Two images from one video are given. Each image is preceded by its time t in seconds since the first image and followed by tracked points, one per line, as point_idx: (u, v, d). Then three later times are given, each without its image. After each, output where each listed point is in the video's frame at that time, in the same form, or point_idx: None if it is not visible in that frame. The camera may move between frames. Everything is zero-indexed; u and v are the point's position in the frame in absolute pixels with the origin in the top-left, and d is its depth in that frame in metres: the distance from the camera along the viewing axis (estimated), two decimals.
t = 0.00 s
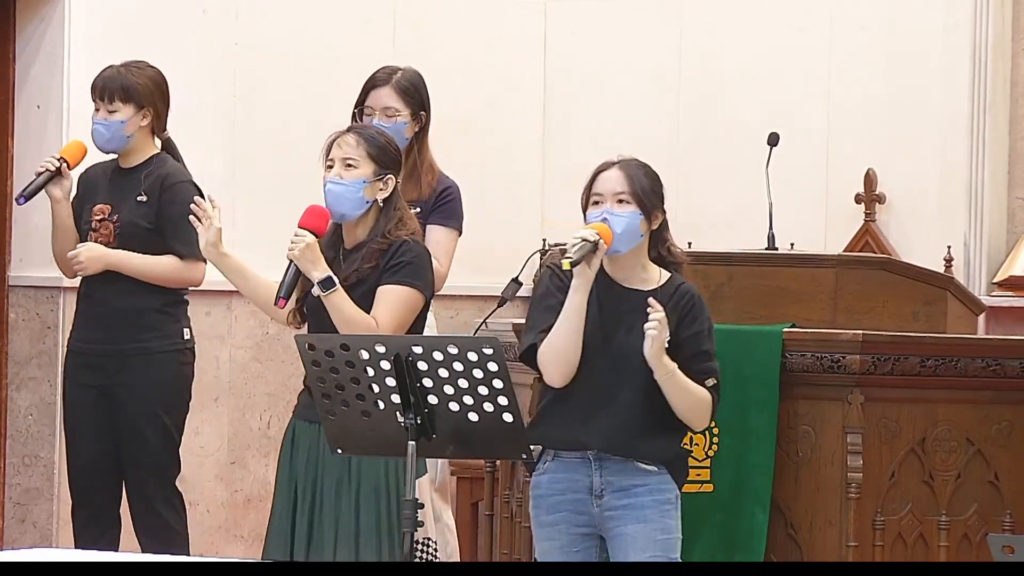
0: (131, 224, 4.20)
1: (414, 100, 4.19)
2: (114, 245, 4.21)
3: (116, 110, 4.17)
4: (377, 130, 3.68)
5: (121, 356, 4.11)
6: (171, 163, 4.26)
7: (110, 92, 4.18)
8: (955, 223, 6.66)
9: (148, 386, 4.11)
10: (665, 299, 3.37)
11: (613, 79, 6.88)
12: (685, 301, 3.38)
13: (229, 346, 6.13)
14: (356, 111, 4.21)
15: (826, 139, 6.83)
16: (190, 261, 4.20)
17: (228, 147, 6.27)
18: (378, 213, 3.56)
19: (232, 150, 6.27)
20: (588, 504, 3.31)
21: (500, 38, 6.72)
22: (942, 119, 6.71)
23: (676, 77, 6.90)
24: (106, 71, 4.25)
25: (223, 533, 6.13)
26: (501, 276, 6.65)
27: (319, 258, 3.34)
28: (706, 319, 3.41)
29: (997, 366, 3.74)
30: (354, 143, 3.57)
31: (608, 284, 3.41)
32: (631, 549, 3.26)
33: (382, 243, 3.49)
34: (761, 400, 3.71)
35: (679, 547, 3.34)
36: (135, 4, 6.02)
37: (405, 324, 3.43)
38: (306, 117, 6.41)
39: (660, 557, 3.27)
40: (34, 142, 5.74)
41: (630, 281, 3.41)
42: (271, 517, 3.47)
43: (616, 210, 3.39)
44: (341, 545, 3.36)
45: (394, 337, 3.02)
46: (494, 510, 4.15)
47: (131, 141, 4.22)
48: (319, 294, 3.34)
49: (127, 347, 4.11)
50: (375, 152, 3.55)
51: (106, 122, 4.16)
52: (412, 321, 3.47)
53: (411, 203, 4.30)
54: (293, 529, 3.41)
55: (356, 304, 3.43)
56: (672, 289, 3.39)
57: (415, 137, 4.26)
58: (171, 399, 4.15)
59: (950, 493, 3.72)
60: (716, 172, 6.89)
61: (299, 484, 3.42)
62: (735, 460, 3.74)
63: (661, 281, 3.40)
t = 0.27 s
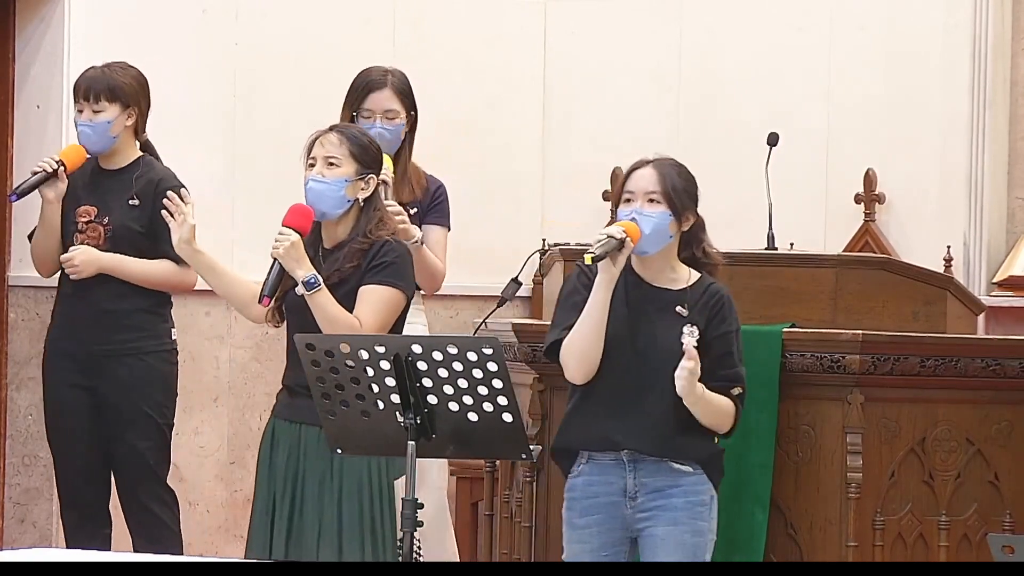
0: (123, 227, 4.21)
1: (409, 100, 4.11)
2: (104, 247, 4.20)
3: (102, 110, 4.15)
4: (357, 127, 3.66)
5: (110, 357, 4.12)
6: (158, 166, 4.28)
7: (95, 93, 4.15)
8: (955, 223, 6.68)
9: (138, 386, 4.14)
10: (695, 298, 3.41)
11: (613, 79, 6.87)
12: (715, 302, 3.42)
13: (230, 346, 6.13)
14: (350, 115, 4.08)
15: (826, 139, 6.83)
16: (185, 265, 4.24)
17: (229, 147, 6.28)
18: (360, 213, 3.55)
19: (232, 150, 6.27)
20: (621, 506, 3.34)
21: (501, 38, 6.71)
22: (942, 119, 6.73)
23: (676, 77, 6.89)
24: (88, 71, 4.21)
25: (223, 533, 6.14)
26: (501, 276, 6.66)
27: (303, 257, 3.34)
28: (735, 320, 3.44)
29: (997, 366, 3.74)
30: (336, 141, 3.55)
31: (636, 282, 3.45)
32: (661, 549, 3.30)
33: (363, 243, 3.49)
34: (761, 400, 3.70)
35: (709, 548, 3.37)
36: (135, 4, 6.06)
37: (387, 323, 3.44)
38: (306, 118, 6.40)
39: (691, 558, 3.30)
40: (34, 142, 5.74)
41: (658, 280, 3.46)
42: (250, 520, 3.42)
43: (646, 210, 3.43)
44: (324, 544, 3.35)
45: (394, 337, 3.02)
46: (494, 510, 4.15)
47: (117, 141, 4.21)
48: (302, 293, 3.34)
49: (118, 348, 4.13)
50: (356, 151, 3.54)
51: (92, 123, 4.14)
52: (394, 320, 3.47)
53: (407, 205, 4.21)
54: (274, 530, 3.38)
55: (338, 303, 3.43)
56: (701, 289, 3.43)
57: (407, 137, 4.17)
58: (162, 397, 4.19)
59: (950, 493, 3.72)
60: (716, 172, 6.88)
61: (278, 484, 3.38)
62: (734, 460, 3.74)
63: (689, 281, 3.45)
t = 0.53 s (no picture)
0: (133, 228, 4.22)
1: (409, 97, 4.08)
2: (115, 248, 4.20)
3: (102, 109, 4.15)
4: (338, 128, 3.67)
5: (113, 357, 4.11)
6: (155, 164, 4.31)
7: (93, 92, 4.15)
8: (955, 223, 6.67)
9: (141, 387, 4.14)
10: (719, 298, 3.40)
11: (613, 79, 6.88)
12: (741, 302, 3.39)
13: (230, 346, 6.13)
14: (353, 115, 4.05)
15: (826, 138, 6.83)
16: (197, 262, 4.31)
17: (229, 147, 6.27)
18: (341, 214, 3.55)
19: (232, 151, 6.27)
20: (645, 506, 3.34)
21: (500, 38, 6.72)
22: (942, 119, 6.72)
23: (676, 77, 6.90)
24: (78, 73, 4.19)
25: (223, 534, 6.14)
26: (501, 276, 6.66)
27: (290, 257, 3.34)
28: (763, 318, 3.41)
29: (997, 366, 3.73)
30: (318, 142, 3.56)
31: (660, 283, 3.46)
32: (683, 551, 3.30)
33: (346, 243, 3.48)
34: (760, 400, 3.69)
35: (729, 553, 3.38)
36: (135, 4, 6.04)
37: (373, 321, 3.44)
38: (306, 118, 6.41)
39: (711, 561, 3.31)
40: (33, 142, 5.73)
41: (682, 281, 3.46)
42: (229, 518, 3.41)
43: (666, 215, 3.43)
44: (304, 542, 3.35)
45: (394, 337, 3.02)
46: (494, 510, 4.14)
47: (116, 140, 4.21)
48: (287, 293, 3.35)
49: (121, 348, 4.12)
50: (339, 151, 3.55)
51: (93, 123, 4.14)
52: (380, 317, 3.48)
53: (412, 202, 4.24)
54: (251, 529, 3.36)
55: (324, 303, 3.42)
56: (726, 287, 3.42)
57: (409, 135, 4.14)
58: (162, 396, 4.19)
59: (950, 493, 3.72)
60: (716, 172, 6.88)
61: (257, 483, 3.36)
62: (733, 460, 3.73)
63: (713, 281, 3.44)
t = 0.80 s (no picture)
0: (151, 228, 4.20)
1: (420, 95, 4.00)
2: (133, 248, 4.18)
3: (116, 109, 4.12)
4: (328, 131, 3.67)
5: (128, 356, 4.12)
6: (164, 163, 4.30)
7: (106, 92, 4.10)
8: (955, 223, 6.67)
9: (154, 388, 4.14)
10: (722, 296, 3.33)
11: (613, 79, 6.93)
12: (742, 298, 3.32)
13: (230, 346, 6.15)
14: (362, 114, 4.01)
15: (826, 138, 6.84)
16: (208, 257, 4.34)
17: (229, 147, 6.23)
18: (331, 215, 3.56)
19: (232, 151, 6.24)
20: (652, 505, 3.25)
21: (501, 38, 6.75)
22: (942, 120, 6.72)
23: (676, 77, 6.94)
24: (84, 74, 4.14)
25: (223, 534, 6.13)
26: (501, 276, 6.67)
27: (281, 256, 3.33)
28: (769, 312, 3.32)
29: (996, 366, 3.73)
30: (310, 142, 3.55)
31: (664, 285, 3.40)
32: (688, 553, 3.22)
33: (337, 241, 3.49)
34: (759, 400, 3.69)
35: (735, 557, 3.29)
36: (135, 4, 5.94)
37: (364, 318, 3.44)
38: (306, 118, 6.44)
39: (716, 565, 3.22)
40: (34, 141, 5.70)
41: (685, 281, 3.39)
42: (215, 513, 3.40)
43: (663, 217, 3.36)
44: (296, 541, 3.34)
45: (394, 337, 3.03)
46: (493, 510, 4.14)
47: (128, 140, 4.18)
48: (280, 291, 3.33)
49: (135, 349, 4.13)
50: (330, 151, 3.56)
51: (108, 124, 4.11)
52: (371, 316, 3.48)
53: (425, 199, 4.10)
54: (237, 525, 3.36)
55: (315, 300, 3.42)
56: (728, 285, 3.35)
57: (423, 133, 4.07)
58: (174, 396, 4.19)
59: (950, 493, 3.72)
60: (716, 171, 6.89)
61: (246, 481, 3.36)
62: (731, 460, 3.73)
63: (716, 280, 3.37)
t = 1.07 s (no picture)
0: (174, 224, 4.18)
1: (430, 95, 3.95)
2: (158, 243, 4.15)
3: (140, 108, 4.08)
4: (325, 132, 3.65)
5: (154, 355, 4.11)
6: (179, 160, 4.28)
7: (131, 89, 4.06)
8: (956, 223, 6.58)
9: (177, 388, 4.12)
10: (710, 294, 3.28)
11: (613, 80, 7.11)
12: (731, 293, 3.27)
13: (230, 346, 6.15)
14: (375, 115, 3.99)
15: (826, 137, 6.82)
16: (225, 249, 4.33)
17: (229, 147, 6.22)
18: (329, 215, 3.55)
19: (232, 151, 6.22)
20: (647, 506, 3.23)
21: (500, 37, 6.92)
22: (942, 119, 6.61)
23: (676, 76, 7.05)
24: (103, 74, 4.08)
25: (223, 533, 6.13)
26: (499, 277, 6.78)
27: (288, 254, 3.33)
28: (759, 306, 3.25)
29: (996, 366, 3.73)
30: (307, 142, 3.53)
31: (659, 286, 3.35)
32: (681, 555, 3.17)
33: (339, 244, 3.49)
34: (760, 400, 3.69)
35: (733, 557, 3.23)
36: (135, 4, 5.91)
37: (366, 320, 3.45)
38: (307, 117, 6.46)
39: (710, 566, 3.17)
40: (34, 141, 5.70)
41: (678, 281, 3.34)
42: (207, 512, 3.38)
43: (646, 216, 3.30)
44: (302, 542, 3.34)
45: (394, 336, 3.03)
46: (493, 510, 4.14)
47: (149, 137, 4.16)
48: (286, 290, 3.33)
49: (160, 348, 4.12)
50: (329, 151, 3.53)
51: (134, 122, 4.07)
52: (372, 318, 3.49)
53: (440, 198, 4.03)
54: (240, 526, 3.34)
55: (318, 300, 3.42)
56: (719, 282, 3.29)
57: (437, 132, 4.01)
58: (194, 396, 4.14)
59: (949, 493, 3.72)
60: (716, 172, 6.96)
61: (248, 481, 3.35)
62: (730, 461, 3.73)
63: (706, 278, 3.31)
